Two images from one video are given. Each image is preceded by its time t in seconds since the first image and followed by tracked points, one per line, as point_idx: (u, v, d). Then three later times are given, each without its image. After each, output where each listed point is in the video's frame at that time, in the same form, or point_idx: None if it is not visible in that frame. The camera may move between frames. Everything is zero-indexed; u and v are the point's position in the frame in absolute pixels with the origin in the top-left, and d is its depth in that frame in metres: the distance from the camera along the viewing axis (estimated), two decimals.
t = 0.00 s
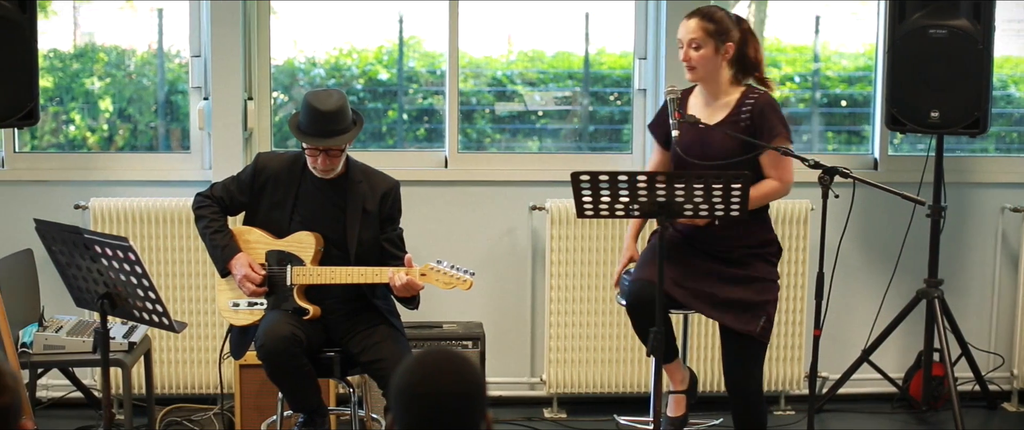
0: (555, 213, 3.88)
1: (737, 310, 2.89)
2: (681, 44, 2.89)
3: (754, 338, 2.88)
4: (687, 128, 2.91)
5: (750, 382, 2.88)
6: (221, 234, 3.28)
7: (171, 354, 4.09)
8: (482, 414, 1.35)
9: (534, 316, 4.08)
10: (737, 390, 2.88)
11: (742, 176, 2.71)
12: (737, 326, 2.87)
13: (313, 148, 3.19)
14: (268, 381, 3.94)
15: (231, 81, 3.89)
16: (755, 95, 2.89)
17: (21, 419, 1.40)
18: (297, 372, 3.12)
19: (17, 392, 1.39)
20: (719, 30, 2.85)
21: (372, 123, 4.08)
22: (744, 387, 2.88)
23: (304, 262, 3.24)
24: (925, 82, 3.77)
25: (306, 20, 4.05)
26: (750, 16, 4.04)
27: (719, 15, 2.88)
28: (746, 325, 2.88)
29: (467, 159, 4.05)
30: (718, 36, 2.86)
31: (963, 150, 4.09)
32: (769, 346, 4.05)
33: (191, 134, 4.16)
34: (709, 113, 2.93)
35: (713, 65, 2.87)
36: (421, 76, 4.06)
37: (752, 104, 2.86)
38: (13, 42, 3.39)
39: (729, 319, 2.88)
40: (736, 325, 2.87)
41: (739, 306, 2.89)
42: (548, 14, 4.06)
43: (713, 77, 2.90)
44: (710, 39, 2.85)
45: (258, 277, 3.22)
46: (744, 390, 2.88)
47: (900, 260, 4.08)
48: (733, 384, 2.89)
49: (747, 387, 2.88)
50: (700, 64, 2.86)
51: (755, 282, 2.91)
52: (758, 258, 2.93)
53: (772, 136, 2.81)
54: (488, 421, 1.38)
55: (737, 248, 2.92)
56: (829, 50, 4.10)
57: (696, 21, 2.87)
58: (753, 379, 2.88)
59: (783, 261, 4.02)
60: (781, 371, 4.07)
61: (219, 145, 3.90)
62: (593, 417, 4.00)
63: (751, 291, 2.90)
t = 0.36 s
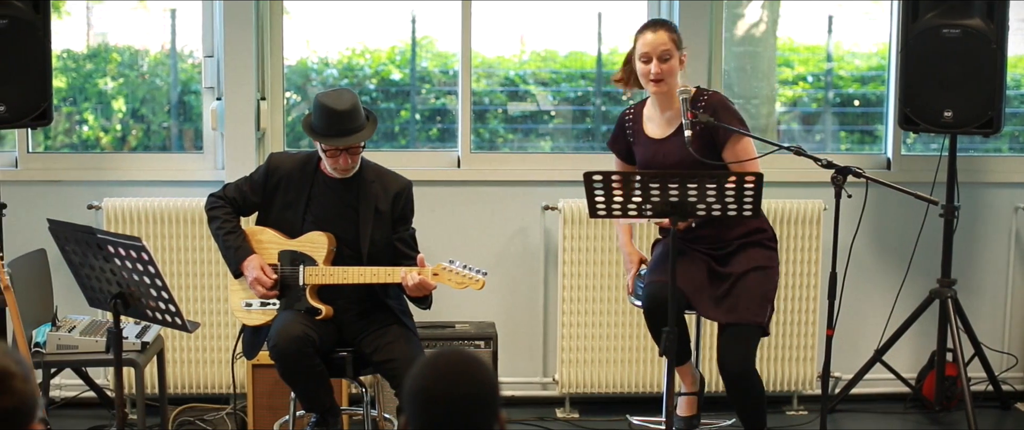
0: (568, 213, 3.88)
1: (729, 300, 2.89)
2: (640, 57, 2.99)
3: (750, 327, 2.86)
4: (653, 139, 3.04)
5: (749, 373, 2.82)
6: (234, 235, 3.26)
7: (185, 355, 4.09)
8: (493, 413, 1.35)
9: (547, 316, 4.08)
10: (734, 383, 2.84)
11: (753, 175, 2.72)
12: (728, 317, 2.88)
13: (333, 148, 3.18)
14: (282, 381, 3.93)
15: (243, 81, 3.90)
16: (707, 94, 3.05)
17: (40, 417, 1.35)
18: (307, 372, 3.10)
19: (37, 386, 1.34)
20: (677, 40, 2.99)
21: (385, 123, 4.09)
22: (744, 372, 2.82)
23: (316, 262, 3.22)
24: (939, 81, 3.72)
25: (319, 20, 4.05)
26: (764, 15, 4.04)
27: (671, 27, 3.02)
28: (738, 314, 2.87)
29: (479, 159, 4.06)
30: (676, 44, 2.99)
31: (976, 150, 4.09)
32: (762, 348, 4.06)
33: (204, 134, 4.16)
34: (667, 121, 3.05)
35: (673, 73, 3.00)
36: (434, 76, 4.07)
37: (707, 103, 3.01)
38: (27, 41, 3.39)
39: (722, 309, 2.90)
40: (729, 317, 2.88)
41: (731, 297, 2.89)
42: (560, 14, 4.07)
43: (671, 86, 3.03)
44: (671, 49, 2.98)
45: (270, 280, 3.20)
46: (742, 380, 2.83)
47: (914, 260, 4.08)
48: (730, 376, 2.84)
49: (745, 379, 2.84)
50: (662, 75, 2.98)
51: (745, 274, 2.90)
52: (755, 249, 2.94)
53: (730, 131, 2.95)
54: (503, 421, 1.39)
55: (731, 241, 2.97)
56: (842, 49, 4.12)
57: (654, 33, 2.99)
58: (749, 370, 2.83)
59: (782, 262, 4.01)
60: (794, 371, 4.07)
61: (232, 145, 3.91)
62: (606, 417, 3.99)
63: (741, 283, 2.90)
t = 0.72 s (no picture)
0: (578, 213, 3.88)
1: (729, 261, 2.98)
2: (644, 58, 2.95)
3: (745, 282, 2.92)
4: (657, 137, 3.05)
5: (734, 321, 2.89)
6: (246, 235, 3.24)
7: (196, 354, 4.09)
8: (506, 412, 1.37)
9: (557, 316, 4.08)
10: (719, 332, 2.91)
11: (763, 175, 2.72)
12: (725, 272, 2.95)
13: (346, 146, 3.15)
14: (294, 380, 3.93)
15: (254, 81, 3.90)
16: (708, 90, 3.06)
17: (44, 417, 1.36)
18: (319, 373, 3.07)
19: (39, 384, 1.35)
20: (679, 40, 2.96)
21: (395, 123, 4.09)
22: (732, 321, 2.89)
23: (327, 262, 3.19)
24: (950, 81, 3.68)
25: (329, 20, 4.06)
26: (775, 15, 4.04)
27: (671, 25, 2.98)
28: (736, 266, 2.94)
29: (490, 159, 4.06)
30: (678, 43, 2.96)
31: (988, 150, 4.09)
32: (756, 349, 4.06)
33: (215, 134, 4.17)
34: (670, 119, 3.05)
35: (677, 73, 2.98)
36: (444, 76, 4.07)
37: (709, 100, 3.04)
38: (38, 41, 3.39)
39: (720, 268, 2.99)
40: (725, 269, 2.96)
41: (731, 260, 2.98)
42: (570, 14, 4.07)
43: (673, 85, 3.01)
44: (675, 50, 2.94)
45: (277, 279, 3.16)
46: (726, 327, 2.89)
47: (925, 260, 4.07)
48: (715, 322, 2.91)
49: (732, 329, 2.90)
50: (668, 76, 2.95)
51: (751, 244, 2.99)
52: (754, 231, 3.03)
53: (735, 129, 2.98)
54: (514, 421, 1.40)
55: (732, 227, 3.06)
56: (853, 49, 4.12)
57: (656, 34, 2.94)
58: (736, 319, 2.89)
59: (782, 273, 4.01)
60: (805, 371, 4.07)
61: (243, 145, 3.91)
62: (617, 417, 3.99)
63: (746, 249, 2.98)
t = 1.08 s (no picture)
0: (590, 212, 3.88)
1: (739, 267, 2.97)
2: (660, 60, 2.95)
3: (752, 289, 2.92)
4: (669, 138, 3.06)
5: (740, 330, 2.88)
6: (257, 235, 3.22)
7: (207, 355, 4.10)
8: (515, 414, 1.37)
9: (569, 316, 4.08)
10: (722, 340, 2.91)
11: (776, 174, 2.70)
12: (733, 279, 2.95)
13: (360, 143, 3.14)
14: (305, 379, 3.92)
15: (265, 81, 3.90)
16: (723, 90, 3.06)
17: (55, 418, 1.40)
18: (331, 373, 3.04)
19: (46, 390, 1.39)
20: (695, 41, 2.96)
21: (407, 123, 4.09)
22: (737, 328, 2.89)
23: (339, 262, 3.16)
24: (963, 81, 3.62)
25: (341, 20, 4.06)
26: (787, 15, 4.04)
27: (687, 26, 2.97)
28: (747, 274, 2.94)
29: (502, 159, 4.06)
30: (694, 45, 2.95)
31: (1001, 150, 4.09)
32: (760, 350, 4.05)
33: (227, 134, 4.17)
34: (683, 119, 3.05)
35: (691, 75, 2.98)
36: (456, 76, 4.07)
37: (724, 100, 3.04)
38: (50, 42, 3.39)
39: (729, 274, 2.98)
40: (735, 275, 2.95)
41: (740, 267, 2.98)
42: (582, 14, 4.07)
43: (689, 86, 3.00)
44: (690, 52, 2.94)
45: (291, 276, 3.14)
46: (731, 336, 2.89)
47: (937, 261, 4.07)
48: (720, 331, 2.91)
49: (738, 337, 2.90)
50: (683, 79, 2.95)
51: (762, 250, 2.99)
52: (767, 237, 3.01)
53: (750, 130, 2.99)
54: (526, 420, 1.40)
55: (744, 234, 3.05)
56: (865, 49, 4.12)
57: (673, 36, 2.94)
58: (742, 328, 2.89)
59: (794, 273, 4.00)
60: (817, 371, 4.06)
61: (255, 145, 3.91)
62: (629, 417, 3.99)
63: (758, 255, 2.98)
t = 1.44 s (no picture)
0: (597, 212, 3.88)
1: (748, 268, 2.96)
2: (667, 59, 2.95)
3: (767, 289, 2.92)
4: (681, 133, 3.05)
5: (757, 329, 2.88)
6: (265, 235, 3.22)
7: (214, 354, 4.10)
8: (518, 412, 1.34)
9: (575, 316, 4.08)
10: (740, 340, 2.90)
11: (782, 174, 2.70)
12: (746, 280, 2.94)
13: (368, 140, 3.14)
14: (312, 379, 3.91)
15: (272, 81, 3.90)
16: (734, 85, 3.05)
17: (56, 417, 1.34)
18: (338, 373, 3.03)
19: (46, 388, 1.32)
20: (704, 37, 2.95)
21: (414, 123, 4.10)
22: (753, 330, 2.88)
23: (346, 262, 3.15)
24: (969, 80, 3.58)
25: (347, 20, 4.06)
26: (794, 15, 4.03)
27: (695, 22, 2.96)
28: (760, 275, 2.94)
29: (509, 159, 4.07)
30: (702, 42, 2.94)
31: (1008, 149, 4.09)
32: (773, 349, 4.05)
33: (234, 134, 4.18)
34: (692, 114, 3.06)
35: (700, 71, 2.98)
36: (463, 76, 4.07)
37: (735, 93, 3.04)
38: (57, 41, 3.39)
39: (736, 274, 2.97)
40: (747, 276, 2.95)
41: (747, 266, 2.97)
42: (589, 13, 4.07)
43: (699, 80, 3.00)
44: (698, 50, 2.94)
45: (297, 280, 3.13)
46: (750, 336, 2.87)
47: (944, 260, 4.06)
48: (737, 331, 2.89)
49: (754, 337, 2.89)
50: (691, 77, 2.96)
51: (771, 250, 2.99)
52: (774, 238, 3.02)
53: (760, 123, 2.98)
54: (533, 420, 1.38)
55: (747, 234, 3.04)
56: (872, 49, 4.11)
57: (680, 34, 2.93)
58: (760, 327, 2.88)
59: (799, 274, 4.00)
60: (823, 371, 4.06)
61: (261, 145, 3.91)
62: (636, 417, 3.99)
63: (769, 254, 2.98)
